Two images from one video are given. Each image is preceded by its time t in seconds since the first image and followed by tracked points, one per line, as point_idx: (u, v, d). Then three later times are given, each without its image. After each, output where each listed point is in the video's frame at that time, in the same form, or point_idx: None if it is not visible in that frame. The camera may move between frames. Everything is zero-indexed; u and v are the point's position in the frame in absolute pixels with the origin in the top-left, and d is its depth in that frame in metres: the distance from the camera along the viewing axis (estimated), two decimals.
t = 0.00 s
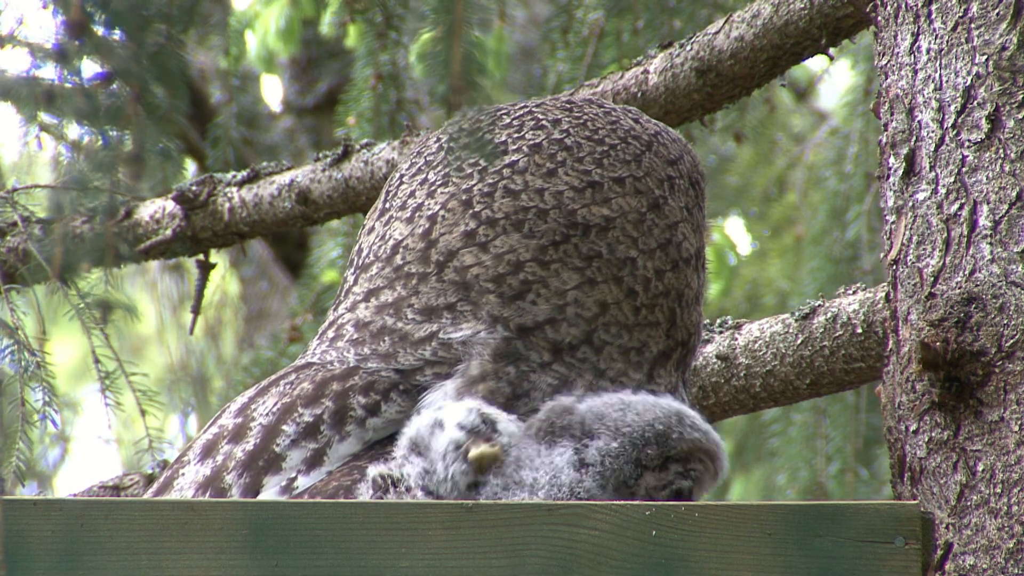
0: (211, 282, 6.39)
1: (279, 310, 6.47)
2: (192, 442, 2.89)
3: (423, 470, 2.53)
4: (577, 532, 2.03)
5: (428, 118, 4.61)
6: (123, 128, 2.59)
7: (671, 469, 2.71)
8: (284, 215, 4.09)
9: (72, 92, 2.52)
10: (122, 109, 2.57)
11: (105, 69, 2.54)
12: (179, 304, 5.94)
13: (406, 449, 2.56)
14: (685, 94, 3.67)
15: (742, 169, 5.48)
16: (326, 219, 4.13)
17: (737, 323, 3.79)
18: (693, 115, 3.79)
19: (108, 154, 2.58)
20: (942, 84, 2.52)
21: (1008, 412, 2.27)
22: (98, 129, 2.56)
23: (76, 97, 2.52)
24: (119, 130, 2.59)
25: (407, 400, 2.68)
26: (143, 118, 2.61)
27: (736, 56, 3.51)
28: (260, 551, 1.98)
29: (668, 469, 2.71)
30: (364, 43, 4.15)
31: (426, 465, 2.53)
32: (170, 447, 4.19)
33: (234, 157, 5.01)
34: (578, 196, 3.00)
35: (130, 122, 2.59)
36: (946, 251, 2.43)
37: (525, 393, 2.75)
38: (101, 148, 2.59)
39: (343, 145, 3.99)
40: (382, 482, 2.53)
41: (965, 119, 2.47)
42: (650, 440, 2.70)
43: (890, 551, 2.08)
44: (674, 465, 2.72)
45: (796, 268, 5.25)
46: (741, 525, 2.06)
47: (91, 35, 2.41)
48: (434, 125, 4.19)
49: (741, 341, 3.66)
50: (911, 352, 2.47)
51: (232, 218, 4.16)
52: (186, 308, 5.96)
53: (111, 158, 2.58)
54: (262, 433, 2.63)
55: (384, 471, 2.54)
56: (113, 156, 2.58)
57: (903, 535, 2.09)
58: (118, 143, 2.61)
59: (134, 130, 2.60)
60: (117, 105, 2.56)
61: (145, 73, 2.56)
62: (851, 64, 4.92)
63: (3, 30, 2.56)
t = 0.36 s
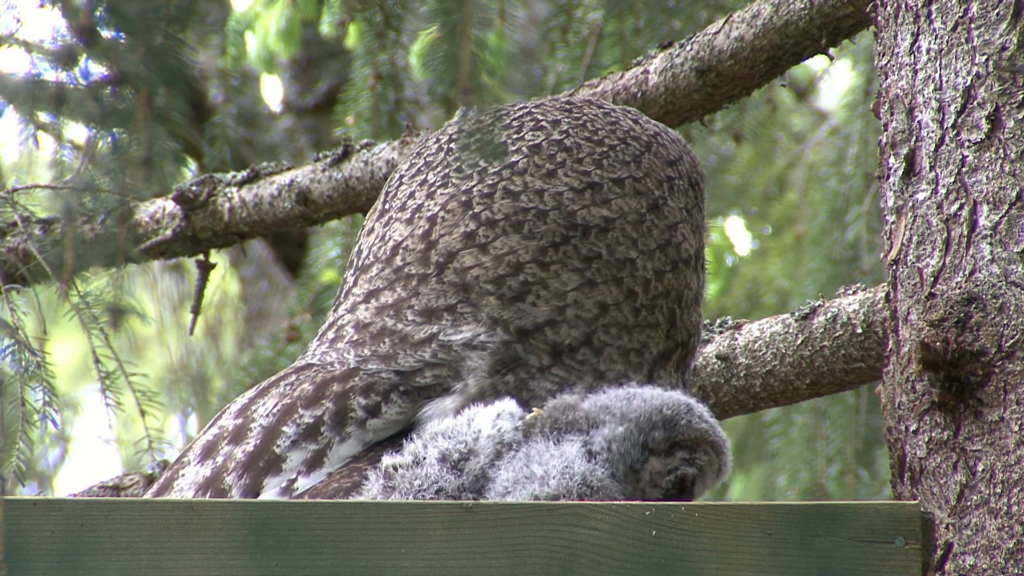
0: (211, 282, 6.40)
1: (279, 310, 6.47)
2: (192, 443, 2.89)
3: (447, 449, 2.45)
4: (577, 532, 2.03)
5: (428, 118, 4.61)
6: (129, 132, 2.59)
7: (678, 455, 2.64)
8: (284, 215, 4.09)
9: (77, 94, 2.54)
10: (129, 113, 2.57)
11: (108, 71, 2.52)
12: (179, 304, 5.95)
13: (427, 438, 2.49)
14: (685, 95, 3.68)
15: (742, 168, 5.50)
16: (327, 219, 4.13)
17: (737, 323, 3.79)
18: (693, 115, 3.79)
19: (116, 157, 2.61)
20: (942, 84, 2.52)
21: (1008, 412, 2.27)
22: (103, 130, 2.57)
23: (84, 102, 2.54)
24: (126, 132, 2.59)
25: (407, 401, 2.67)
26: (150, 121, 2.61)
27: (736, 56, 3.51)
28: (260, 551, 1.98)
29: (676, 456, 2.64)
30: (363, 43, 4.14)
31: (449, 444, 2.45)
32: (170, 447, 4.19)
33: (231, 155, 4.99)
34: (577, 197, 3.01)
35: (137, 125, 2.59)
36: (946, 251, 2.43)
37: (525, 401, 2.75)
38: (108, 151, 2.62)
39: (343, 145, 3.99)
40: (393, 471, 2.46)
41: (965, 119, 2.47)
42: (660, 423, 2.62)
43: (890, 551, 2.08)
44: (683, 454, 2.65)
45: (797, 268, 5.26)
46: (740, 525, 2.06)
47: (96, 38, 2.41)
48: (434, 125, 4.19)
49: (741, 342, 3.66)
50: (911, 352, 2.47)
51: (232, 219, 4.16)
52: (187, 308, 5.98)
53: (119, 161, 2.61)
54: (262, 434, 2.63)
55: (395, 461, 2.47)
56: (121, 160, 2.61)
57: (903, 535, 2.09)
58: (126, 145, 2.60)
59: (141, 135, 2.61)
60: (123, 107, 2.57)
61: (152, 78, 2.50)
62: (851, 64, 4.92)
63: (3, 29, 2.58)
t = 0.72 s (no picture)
0: (211, 282, 6.40)
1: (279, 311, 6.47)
2: (192, 443, 2.89)
3: (477, 457, 2.41)
4: (577, 532, 2.03)
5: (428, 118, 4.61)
6: (125, 129, 2.61)
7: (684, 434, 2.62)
8: (284, 215, 4.09)
9: (74, 92, 2.56)
10: (126, 110, 2.59)
11: (106, 69, 2.51)
12: (178, 304, 5.95)
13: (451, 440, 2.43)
14: (685, 94, 3.68)
15: (744, 168, 5.44)
16: (327, 219, 4.13)
17: (737, 323, 3.79)
18: (693, 115, 3.79)
19: (111, 155, 2.64)
20: (942, 84, 2.52)
21: (1008, 412, 2.27)
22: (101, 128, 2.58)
23: (78, 98, 2.55)
24: (122, 131, 2.61)
25: (407, 402, 2.69)
26: (145, 118, 2.63)
27: (736, 57, 3.51)
28: (260, 551, 1.98)
29: (677, 435, 2.62)
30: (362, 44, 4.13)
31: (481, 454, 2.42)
32: (170, 447, 4.19)
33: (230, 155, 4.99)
34: (577, 197, 3.01)
35: (133, 123, 2.61)
36: (946, 251, 2.43)
37: (523, 404, 2.77)
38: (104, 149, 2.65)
39: (343, 145, 3.99)
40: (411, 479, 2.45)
41: (964, 119, 2.47)
42: (655, 403, 2.63)
43: (890, 551, 2.08)
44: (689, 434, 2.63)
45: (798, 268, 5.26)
46: (740, 525, 2.06)
47: (93, 37, 2.41)
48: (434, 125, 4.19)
49: (741, 342, 3.66)
50: (911, 352, 2.47)
51: (232, 218, 4.16)
52: (186, 308, 5.98)
53: (114, 159, 2.64)
54: (263, 435, 2.63)
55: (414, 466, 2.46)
56: (117, 158, 2.65)
57: (903, 535, 2.09)
58: (121, 143, 2.63)
59: (136, 132, 2.63)
60: (120, 105, 2.58)
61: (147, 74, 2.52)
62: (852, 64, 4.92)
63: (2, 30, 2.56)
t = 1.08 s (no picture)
0: (211, 283, 6.40)
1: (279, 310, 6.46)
2: (192, 443, 2.88)
3: (455, 463, 2.40)
4: (577, 532, 2.03)
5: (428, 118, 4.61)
6: (123, 128, 2.63)
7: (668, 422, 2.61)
8: (284, 215, 4.09)
9: (73, 92, 2.58)
10: (123, 109, 2.61)
11: (106, 69, 2.53)
12: (178, 303, 5.95)
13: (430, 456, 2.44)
14: (685, 94, 3.67)
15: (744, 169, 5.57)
16: (327, 219, 4.13)
17: (737, 323, 3.79)
18: (693, 115, 3.79)
19: (109, 154, 2.66)
20: (942, 85, 2.52)
21: (1008, 412, 2.27)
22: (99, 127, 2.60)
23: (76, 97, 2.57)
24: (120, 130, 2.63)
25: (406, 402, 2.69)
26: (143, 117, 2.65)
27: (736, 56, 3.51)
28: (260, 551, 1.98)
29: (659, 426, 2.60)
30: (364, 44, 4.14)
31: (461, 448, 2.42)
32: (169, 447, 4.18)
33: (232, 157, 5.00)
34: (577, 197, 3.01)
35: (130, 122, 2.63)
36: (946, 251, 2.43)
37: (527, 404, 2.76)
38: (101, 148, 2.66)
39: (343, 145, 3.99)
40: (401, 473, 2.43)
41: (965, 119, 2.47)
42: (629, 403, 2.59)
43: (890, 551, 2.08)
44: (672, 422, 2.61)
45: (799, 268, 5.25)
46: (740, 525, 2.06)
47: (91, 35, 2.42)
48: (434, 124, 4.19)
49: (741, 342, 3.66)
50: (911, 352, 2.47)
51: (232, 219, 4.16)
52: (186, 308, 5.98)
53: (112, 157, 2.67)
54: (262, 434, 2.63)
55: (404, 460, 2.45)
56: (115, 156, 2.67)
57: (903, 535, 2.09)
58: (119, 143, 2.65)
59: (135, 131, 2.64)
60: (119, 105, 2.60)
61: (145, 73, 2.59)
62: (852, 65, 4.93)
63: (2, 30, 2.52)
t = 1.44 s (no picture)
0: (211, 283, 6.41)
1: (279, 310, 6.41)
2: (192, 444, 2.89)
3: (468, 479, 2.37)
4: (577, 532, 2.03)
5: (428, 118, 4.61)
6: (125, 130, 2.63)
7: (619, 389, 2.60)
8: (284, 215, 4.09)
9: (75, 93, 2.55)
10: (126, 111, 2.61)
11: (106, 69, 2.53)
12: (178, 304, 5.95)
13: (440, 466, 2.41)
14: (685, 94, 3.67)
15: (744, 171, 5.57)
16: (327, 219, 4.13)
17: (737, 323, 3.79)
18: (693, 115, 3.79)
19: (111, 155, 2.66)
20: (942, 85, 2.52)
21: (1008, 412, 2.27)
22: (102, 129, 2.60)
23: (79, 99, 2.55)
24: (122, 131, 2.63)
25: (406, 403, 2.69)
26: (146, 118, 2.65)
27: (737, 56, 3.51)
28: (260, 551, 1.98)
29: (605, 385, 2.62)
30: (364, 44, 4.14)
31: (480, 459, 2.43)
32: (169, 447, 4.18)
33: (231, 156, 4.99)
34: (577, 197, 3.01)
35: (133, 123, 2.63)
36: (946, 251, 2.43)
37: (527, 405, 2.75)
38: (103, 150, 2.67)
39: (342, 145, 3.99)
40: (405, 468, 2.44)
41: (965, 119, 2.47)
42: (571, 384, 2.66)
43: (890, 551, 2.08)
44: (624, 387, 2.60)
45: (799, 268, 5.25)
46: (740, 525, 2.06)
47: (93, 37, 2.38)
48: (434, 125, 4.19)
49: (741, 342, 3.66)
50: (910, 352, 2.47)
51: (232, 219, 4.15)
52: (186, 308, 5.98)
53: (115, 158, 2.66)
54: (261, 435, 2.63)
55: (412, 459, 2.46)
56: (118, 158, 2.67)
57: (903, 535, 2.09)
58: (121, 144, 2.66)
59: (137, 132, 2.65)
60: (121, 105, 2.61)
61: (148, 74, 2.57)
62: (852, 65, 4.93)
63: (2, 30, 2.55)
